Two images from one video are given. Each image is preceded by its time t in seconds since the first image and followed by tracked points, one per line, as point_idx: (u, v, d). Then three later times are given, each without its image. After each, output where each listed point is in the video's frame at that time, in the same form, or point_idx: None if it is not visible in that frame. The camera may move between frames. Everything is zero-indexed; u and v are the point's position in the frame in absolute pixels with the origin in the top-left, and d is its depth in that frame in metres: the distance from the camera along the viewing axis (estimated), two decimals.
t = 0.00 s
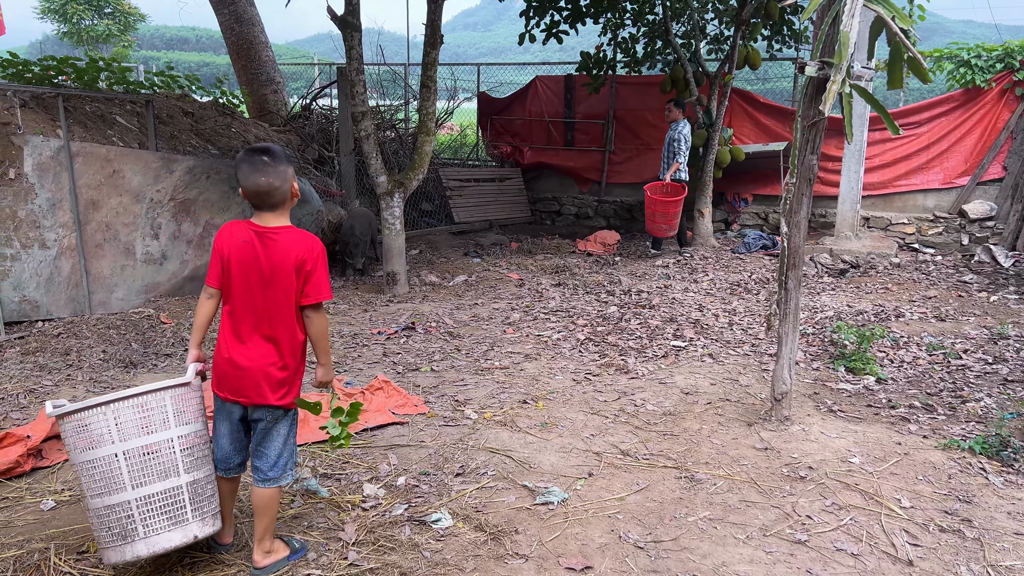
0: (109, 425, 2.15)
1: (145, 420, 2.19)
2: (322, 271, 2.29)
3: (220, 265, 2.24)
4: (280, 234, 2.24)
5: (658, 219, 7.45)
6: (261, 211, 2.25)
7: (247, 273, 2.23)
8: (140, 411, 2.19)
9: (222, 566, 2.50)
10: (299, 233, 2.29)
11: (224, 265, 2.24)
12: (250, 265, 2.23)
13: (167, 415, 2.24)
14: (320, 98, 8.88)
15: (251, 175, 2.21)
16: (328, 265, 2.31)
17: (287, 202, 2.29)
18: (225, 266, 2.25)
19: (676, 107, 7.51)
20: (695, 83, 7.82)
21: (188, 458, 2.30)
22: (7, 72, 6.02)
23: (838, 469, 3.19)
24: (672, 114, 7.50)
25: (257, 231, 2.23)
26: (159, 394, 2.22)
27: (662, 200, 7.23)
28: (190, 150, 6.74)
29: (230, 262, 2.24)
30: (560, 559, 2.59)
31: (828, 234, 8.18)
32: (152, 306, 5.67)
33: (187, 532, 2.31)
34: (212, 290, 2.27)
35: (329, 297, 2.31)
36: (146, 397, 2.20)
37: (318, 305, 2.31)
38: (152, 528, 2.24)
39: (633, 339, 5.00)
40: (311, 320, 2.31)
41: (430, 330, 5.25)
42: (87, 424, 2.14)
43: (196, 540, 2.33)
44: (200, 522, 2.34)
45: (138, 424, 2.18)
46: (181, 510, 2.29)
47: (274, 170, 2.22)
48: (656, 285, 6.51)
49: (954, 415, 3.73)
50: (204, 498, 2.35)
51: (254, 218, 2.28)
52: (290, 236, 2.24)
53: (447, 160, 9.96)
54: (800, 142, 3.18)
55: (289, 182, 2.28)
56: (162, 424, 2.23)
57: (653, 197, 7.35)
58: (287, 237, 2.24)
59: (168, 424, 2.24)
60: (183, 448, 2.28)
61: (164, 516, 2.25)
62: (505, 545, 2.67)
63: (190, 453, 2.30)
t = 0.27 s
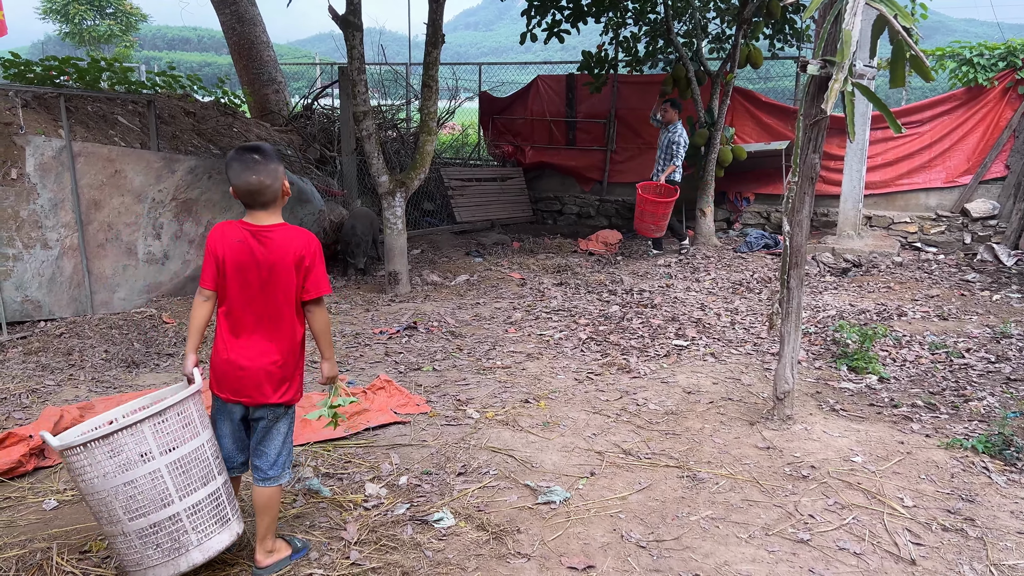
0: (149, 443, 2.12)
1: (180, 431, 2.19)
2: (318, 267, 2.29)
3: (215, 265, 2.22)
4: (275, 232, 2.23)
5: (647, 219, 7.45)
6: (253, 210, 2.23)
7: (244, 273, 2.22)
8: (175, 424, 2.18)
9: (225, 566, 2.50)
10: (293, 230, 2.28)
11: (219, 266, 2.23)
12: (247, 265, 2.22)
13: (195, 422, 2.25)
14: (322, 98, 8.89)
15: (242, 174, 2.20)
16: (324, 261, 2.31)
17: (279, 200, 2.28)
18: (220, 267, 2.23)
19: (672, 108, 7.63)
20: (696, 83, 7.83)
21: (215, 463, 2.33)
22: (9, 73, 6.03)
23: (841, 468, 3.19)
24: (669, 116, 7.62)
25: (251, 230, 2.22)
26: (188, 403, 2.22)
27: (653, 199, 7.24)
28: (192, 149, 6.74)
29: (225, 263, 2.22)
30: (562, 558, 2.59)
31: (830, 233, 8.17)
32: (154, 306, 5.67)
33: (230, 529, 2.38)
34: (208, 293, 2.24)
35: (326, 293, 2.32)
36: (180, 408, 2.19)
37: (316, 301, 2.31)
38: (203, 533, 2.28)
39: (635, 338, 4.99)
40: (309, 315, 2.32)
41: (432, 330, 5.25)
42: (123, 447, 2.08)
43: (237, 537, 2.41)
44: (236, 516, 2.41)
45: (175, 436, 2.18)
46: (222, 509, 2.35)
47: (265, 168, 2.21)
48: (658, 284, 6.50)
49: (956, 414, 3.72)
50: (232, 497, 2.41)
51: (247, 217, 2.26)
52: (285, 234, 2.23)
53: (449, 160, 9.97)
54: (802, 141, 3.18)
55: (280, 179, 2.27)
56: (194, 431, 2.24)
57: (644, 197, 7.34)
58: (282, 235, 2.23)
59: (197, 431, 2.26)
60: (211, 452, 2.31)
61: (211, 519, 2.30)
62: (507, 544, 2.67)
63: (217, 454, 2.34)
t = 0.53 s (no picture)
0: (187, 450, 2.10)
1: (210, 435, 2.18)
2: (317, 263, 2.34)
3: (215, 267, 2.17)
4: (275, 230, 2.23)
5: (654, 215, 7.44)
6: (248, 209, 2.23)
7: (246, 274, 2.20)
8: (207, 428, 2.16)
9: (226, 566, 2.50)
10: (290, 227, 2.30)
11: (218, 268, 2.18)
12: (249, 265, 2.20)
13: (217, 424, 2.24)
14: (323, 98, 8.89)
15: (237, 174, 2.19)
16: (321, 257, 2.35)
17: (274, 199, 2.28)
18: (219, 269, 2.18)
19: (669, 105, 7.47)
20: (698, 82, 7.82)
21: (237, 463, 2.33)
22: (10, 73, 6.03)
23: (843, 467, 3.18)
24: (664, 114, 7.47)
25: (251, 230, 2.20)
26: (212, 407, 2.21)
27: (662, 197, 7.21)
28: (193, 149, 6.74)
29: (225, 265, 2.18)
30: (564, 558, 2.59)
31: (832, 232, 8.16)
32: (156, 306, 5.67)
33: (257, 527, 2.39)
34: (208, 297, 2.19)
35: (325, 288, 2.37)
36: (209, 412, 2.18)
37: (317, 296, 2.37)
38: (239, 533, 2.29)
39: (636, 338, 4.99)
40: (311, 310, 2.38)
41: (433, 330, 5.25)
42: (164, 457, 2.05)
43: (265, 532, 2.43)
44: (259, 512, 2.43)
45: (209, 440, 2.16)
46: (249, 506, 2.36)
47: (260, 166, 2.21)
48: (660, 283, 6.50)
49: (958, 413, 3.72)
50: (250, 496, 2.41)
51: (242, 216, 2.25)
52: (286, 232, 2.25)
53: (450, 160, 9.98)
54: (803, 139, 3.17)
55: (274, 179, 2.27)
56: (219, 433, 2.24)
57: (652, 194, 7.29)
58: (283, 233, 2.25)
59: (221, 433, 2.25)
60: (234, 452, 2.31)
61: (244, 518, 2.31)
62: (509, 543, 2.67)
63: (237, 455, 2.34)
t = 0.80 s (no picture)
0: (189, 449, 2.10)
1: (211, 435, 2.17)
2: (317, 262, 2.35)
3: (214, 267, 2.16)
4: (275, 229, 2.24)
5: (674, 219, 7.18)
6: (248, 209, 2.23)
7: (246, 273, 2.20)
8: (208, 428, 2.16)
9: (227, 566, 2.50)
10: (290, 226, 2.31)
11: (217, 267, 2.17)
12: (249, 264, 2.20)
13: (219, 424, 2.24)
14: (324, 98, 8.89)
15: (236, 174, 2.19)
16: (321, 255, 2.36)
17: (273, 199, 2.28)
18: (218, 268, 2.17)
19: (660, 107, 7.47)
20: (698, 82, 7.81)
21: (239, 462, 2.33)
22: (11, 73, 6.04)
23: (844, 467, 3.18)
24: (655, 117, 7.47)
25: (250, 229, 2.20)
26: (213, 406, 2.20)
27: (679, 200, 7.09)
28: (194, 150, 6.74)
29: (225, 264, 2.17)
30: (565, 558, 2.59)
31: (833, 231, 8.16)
32: (157, 306, 5.68)
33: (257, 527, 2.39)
34: (207, 296, 2.18)
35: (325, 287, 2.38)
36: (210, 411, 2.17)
37: (318, 295, 2.39)
38: (240, 532, 2.29)
39: (637, 337, 4.99)
40: (312, 309, 2.40)
41: (434, 330, 5.25)
42: (165, 457, 2.05)
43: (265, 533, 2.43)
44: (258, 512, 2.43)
45: (210, 440, 2.16)
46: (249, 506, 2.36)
47: (259, 166, 2.21)
48: (661, 283, 6.50)
49: (959, 413, 3.72)
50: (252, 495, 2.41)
51: (240, 216, 2.25)
52: (286, 230, 2.26)
53: (451, 160, 9.98)
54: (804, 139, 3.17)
55: (273, 179, 2.27)
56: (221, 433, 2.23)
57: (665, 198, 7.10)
58: (283, 232, 2.25)
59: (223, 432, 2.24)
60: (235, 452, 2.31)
61: (245, 517, 2.31)
62: (510, 543, 2.67)
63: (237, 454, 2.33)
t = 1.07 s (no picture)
0: (164, 454, 2.10)
1: (191, 441, 2.16)
2: (317, 262, 2.34)
3: (213, 269, 2.17)
4: (274, 229, 2.24)
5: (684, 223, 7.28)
6: (246, 211, 2.23)
7: (246, 274, 2.20)
8: (187, 434, 2.15)
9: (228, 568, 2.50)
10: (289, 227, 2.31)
11: (216, 270, 2.18)
12: (248, 265, 2.20)
13: (205, 430, 2.22)
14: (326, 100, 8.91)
15: (234, 175, 2.19)
16: (321, 256, 2.36)
17: (271, 200, 2.29)
18: (218, 270, 2.18)
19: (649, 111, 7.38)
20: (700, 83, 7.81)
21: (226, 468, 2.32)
22: (13, 75, 6.05)
23: (845, 468, 3.18)
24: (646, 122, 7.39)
25: (250, 230, 2.21)
26: (197, 412, 2.19)
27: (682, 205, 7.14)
28: (196, 151, 6.75)
29: (224, 266, 2.18)
30: (566, 559, 2.58)
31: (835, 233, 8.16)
32: (159, 308, 5.68)
33: (241, 534, 2.38)
34: (206, 298, 2.19)
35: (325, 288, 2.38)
36: (191, 418, 2.16)
37: (317, 295, 2.38)
38: (218, 539, 2.27)
39: (639, 339, 4.99)
40: (311, 309, 2.39)
41: (435, 331, 5.25)
42: (138, 459, 2.05)
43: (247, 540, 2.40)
44: (246, 519, 2.41)
45: (189, 446, 2.16)
46: (233, 513, 2.34)
47: (257, 168, 2.22)
48: (662, 285, 6.50)
49: (961, 414, 3.71)
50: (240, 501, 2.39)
51: (239, 218, 2.25)
52: (285, 231, 2.26)
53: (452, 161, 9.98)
54: (804, 140, 3.17)
55: (271, 181, 2.28)
56: (205, 439, 2.22)
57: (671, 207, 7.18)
58: (282, 232, 2.25)
59: (208, 438, 2.23)
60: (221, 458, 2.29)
61: (224, 525, 2.29)
62: (511, 544, 2.67)
63: (224, 460, 2.32)
